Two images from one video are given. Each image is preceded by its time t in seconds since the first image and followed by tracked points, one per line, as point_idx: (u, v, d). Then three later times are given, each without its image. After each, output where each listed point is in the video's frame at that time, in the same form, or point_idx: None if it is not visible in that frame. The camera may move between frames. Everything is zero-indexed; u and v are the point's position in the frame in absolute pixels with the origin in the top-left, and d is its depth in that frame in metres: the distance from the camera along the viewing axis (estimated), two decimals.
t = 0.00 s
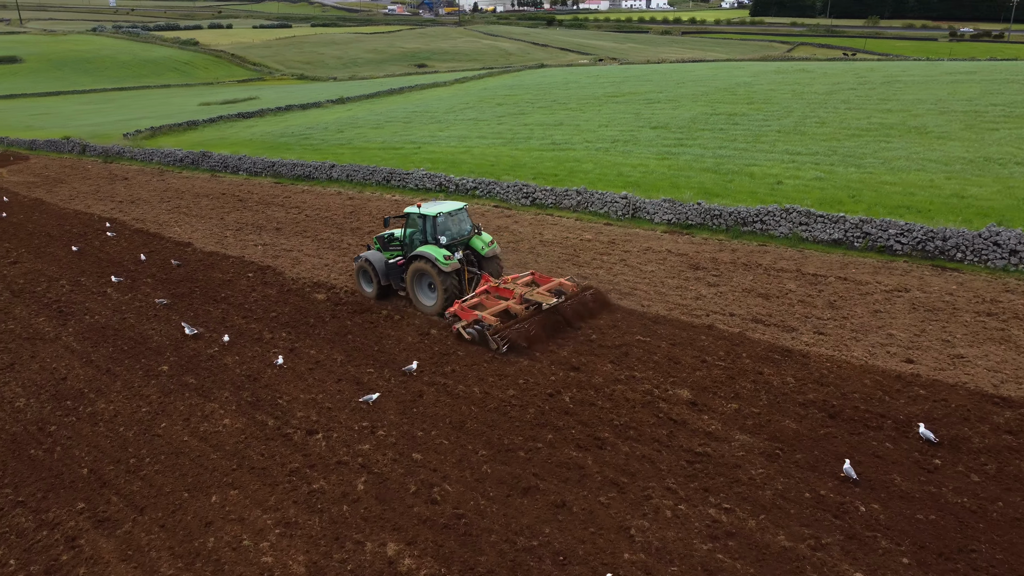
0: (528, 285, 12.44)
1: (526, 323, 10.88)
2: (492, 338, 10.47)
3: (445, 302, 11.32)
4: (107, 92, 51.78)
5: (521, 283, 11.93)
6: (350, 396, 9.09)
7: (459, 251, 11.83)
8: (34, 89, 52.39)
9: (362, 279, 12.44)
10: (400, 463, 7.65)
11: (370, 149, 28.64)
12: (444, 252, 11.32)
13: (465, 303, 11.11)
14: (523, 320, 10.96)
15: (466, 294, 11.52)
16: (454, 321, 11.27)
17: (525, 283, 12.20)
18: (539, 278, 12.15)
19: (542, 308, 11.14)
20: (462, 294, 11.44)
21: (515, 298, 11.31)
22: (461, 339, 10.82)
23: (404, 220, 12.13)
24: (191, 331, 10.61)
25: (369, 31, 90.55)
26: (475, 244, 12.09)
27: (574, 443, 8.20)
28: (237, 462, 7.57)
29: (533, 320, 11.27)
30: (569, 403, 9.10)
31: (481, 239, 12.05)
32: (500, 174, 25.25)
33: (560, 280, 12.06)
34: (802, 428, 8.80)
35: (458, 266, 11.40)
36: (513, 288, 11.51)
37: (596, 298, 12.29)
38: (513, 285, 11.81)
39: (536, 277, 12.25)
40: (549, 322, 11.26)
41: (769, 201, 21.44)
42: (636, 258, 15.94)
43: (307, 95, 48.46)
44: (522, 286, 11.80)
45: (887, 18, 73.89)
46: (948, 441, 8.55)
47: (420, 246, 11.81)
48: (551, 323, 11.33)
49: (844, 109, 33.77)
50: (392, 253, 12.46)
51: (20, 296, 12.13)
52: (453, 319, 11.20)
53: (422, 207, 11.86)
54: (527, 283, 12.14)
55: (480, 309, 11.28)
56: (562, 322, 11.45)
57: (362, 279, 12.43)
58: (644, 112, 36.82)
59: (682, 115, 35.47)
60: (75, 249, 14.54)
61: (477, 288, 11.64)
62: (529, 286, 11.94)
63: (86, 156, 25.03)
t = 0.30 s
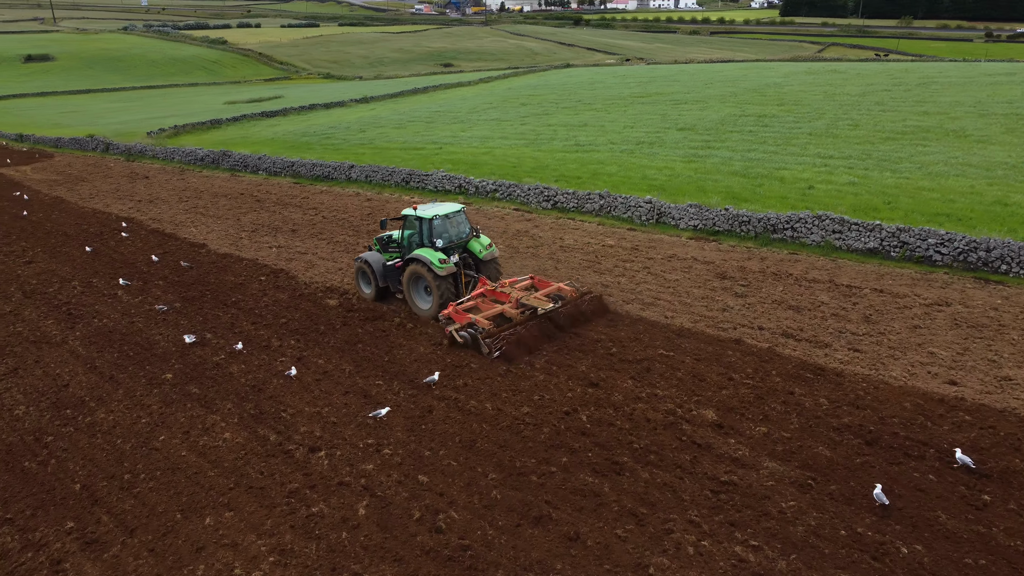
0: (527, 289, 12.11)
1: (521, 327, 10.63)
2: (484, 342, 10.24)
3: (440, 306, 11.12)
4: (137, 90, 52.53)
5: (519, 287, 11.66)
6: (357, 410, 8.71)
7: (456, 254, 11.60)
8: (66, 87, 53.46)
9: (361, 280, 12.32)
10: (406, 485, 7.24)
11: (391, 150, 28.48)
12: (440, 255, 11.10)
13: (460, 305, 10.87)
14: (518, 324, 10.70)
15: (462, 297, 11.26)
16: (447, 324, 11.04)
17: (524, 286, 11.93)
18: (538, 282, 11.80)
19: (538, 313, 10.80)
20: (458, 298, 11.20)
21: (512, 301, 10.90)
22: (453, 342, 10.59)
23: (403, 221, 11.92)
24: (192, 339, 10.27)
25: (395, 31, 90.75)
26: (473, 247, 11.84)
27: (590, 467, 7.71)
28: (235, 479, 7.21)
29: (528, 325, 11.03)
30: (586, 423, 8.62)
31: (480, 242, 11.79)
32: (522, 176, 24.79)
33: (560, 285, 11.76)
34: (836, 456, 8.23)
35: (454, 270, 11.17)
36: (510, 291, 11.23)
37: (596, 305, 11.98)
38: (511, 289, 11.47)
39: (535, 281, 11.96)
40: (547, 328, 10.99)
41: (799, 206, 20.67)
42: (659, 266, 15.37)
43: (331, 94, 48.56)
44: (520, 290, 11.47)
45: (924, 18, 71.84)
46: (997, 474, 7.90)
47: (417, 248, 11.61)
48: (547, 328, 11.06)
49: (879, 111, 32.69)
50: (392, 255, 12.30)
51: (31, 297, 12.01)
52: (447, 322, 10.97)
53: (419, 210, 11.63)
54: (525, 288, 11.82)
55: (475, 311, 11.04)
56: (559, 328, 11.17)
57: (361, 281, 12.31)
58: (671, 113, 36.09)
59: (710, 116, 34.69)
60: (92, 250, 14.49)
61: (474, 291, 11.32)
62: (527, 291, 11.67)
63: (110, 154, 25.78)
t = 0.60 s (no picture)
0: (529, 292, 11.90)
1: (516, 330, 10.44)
2: (477, 346, 10.07)
3: (438, 308, 10.95)
4: (169, 88, 53.32)
5: (519, 290, 11.42)
6: (366, 425, 8.32)
7: (456, 256, 11.38)
8: (103, 84, 54.66)
9: (364, 280, 12.19)
10: (413, 511, 6.82)
11: (415, 152, 28.32)
12: (439, 258, 10.91)
13: (457, 309, 10.69)
14: (514, 328, 10.50)
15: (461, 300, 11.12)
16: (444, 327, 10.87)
17: (525, 289, 11.69)
18: (540, 285, 11.59)
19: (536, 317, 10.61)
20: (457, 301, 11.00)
21: (509, 306, 10.72)
22: (448, 346, 10.43)
23: (403, 222, 11.76)
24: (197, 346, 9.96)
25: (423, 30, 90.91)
26: (474, 249, 11.59)
27: (610, 496, 7.21)
28: (233, 499, 6.86)
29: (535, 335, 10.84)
30: (606, 445, 8.12)
31: (480, 244, 11.53)
32: (546, 178, 24.32)
33: (562, 288, 11.49)
34: (877, 489, 7.62)
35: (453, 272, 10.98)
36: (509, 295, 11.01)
37: (601, 308, 11.77)
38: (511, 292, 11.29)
39: (537, 284, 11.72)
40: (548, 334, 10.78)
41: (835, 213, 19.84)
42: (686, 274, 14.78)
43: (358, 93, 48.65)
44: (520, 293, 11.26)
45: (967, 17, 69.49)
46: None
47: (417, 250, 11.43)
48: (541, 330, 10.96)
49: (919, 113, 31.49)
50: (393, 255, 12.15)
51: (46, 297, 11.94)
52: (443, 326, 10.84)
53: (418, 211, 11.44)
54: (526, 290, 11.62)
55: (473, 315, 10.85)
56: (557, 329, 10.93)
57: (364, 281, 12.19)
58: (701, 115, 35.30)
59: (741, 118, 33.82)
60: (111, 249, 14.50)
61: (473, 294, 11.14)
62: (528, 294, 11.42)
63: (136, 152, 26.48)
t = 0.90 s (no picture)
0: (533, 296, 11.74)
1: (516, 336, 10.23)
2: (476, 352, 9.83)
3: (439, 311, 10.79)
4: (205, 86, 54.21)
5: (523, 295, 11.19)
6: (376, 441, 7.92)
7: (461, 258, 11.22)
8: (142, 82, 55.89)
9: (371, 281, 12.10)
10: (421, 540, 6.40)
11: (443, 155, 28.13)
12: (441, 259, 10.78)
13: (457, 313, 10.47)
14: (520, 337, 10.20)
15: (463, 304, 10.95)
16: (444, 331, 10.64)
17: (529, 294, 11.49)
18: (544, 289, 11.41)
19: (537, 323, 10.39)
20: (459, 304, 10.83)
21: (511, 311, 10.51)
22: (447, 351, 10.19)
23: (409, 224, 11.75)
24: (206, 355, 9.70)
25: (456, 29, 91.05)
26: (480, 251, 11.41)
27: (633, 530, 6.69)
28: (233, 521, 6.51)
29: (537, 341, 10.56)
30: (629, 471, 7.61)
31: (486, 246, 11.34)
32: (575, 181, 23.82)
33: (565, 294, 11.28)
34: (926, 531, 6.98)
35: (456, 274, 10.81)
36: (511, 299, 10.78)
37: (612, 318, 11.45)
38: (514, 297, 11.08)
39: (541, 289, 11.51)
40: (551, 340, 10.59)
41: (878, 221, 18.94)
42: (718, 284, 14.15)
43: (389, 93, 48.74)
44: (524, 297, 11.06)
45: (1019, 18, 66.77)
46: None
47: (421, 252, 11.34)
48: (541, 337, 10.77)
49: (967, 116, 30.14)
50: (399, 256, 12.11)
51: (66, 297, 11.89)
52: (443, 331, 10.65)
53: (423, 212, 11.40)
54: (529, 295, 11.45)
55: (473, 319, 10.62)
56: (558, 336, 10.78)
57: (370, 282, 12.10)
58: (736, 116, 34.38)
59: (778, 120, 32.82)
60: (135, 250, 14.54)
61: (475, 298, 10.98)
62: (532, 299, 11.20)
63: (166, 150, 27.37)
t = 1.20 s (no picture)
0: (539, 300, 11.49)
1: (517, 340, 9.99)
2: (474, 357, 9.60)
3: (443, 312, 10.65)
4: (239, 84, 54.96)
5: (527, 298, 10.95)
6: (385, 461, 7.52)
7: (466, 259, 11.02)
8: (179, 80, 56.94)
9: (378, 282, 12.08)
10: None
11: (471, 157, 27.84)
12: (446, 260, 10.61)
13: (459, 316, 10.29)
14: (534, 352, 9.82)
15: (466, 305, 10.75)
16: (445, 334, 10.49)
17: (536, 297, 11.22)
18: (550, 292, 11.11)
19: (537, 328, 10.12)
20: (463, 305, 10.65)
21: (513, 315, 10.23)
22: (446, 355, 10.03)
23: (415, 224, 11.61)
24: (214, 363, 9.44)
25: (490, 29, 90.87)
26: (486, 252, 11.18)
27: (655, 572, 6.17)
28: (230, 546, 6.17)
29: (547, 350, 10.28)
30: (653, 503, 7.08)
31: (492, 247, 11.08)
32: (604, 184, 23.25)
33: (571, 297, 10.98)
34: None
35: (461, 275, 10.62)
36: (514, 303, 10.55)
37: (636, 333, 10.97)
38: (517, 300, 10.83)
39: (547, 292, 11.24)
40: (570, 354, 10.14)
41: (923, 230, 17.99)
42: (752, 296, 13.48)
43: (420, 92, 48.68)
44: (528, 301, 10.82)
45: None
46: None
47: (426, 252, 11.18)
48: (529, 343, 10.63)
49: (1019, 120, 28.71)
50: (406, 257, 12.03)
51: (84, 300, 11.85)
52: (444, 333, 10.46)
53: (428, 212, 11.24)
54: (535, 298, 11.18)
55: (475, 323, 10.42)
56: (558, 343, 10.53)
57: (378, 283, 12.07)
58: (773, 119, 33.37)
59: (817, 123, 31.74)
60: (157, 252, 14.54)
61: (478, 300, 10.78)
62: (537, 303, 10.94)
63: (196, 148, 28.14)
